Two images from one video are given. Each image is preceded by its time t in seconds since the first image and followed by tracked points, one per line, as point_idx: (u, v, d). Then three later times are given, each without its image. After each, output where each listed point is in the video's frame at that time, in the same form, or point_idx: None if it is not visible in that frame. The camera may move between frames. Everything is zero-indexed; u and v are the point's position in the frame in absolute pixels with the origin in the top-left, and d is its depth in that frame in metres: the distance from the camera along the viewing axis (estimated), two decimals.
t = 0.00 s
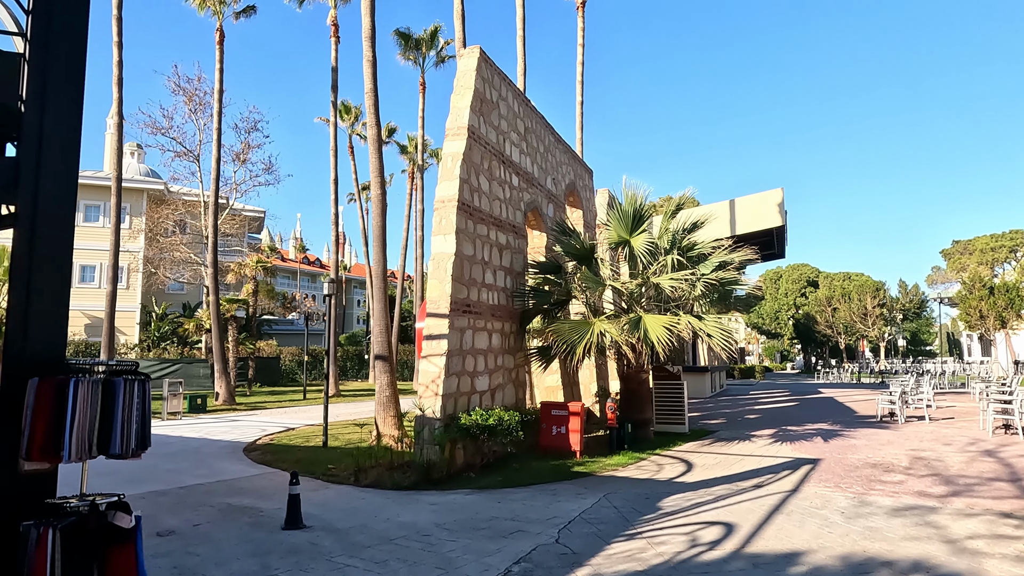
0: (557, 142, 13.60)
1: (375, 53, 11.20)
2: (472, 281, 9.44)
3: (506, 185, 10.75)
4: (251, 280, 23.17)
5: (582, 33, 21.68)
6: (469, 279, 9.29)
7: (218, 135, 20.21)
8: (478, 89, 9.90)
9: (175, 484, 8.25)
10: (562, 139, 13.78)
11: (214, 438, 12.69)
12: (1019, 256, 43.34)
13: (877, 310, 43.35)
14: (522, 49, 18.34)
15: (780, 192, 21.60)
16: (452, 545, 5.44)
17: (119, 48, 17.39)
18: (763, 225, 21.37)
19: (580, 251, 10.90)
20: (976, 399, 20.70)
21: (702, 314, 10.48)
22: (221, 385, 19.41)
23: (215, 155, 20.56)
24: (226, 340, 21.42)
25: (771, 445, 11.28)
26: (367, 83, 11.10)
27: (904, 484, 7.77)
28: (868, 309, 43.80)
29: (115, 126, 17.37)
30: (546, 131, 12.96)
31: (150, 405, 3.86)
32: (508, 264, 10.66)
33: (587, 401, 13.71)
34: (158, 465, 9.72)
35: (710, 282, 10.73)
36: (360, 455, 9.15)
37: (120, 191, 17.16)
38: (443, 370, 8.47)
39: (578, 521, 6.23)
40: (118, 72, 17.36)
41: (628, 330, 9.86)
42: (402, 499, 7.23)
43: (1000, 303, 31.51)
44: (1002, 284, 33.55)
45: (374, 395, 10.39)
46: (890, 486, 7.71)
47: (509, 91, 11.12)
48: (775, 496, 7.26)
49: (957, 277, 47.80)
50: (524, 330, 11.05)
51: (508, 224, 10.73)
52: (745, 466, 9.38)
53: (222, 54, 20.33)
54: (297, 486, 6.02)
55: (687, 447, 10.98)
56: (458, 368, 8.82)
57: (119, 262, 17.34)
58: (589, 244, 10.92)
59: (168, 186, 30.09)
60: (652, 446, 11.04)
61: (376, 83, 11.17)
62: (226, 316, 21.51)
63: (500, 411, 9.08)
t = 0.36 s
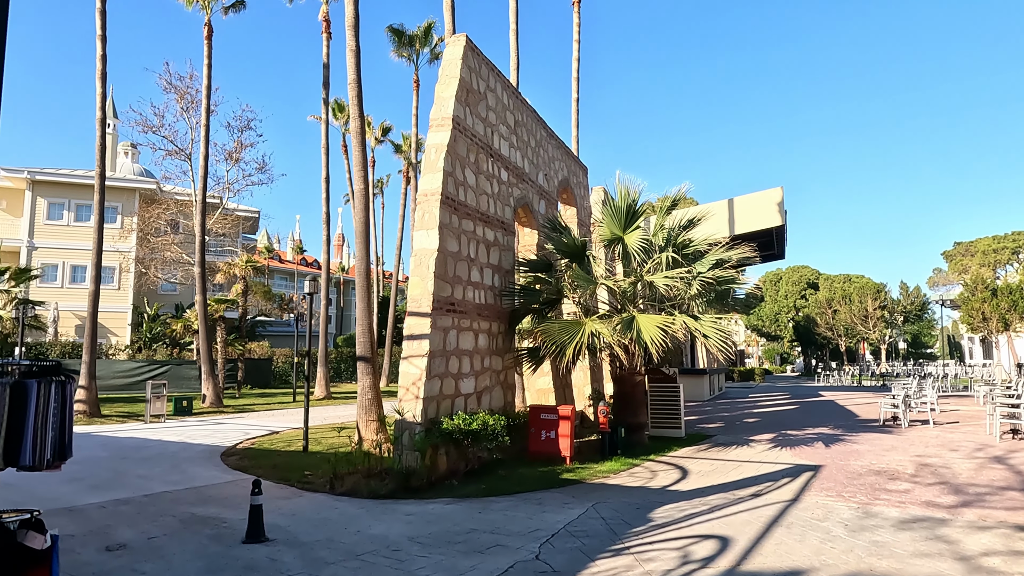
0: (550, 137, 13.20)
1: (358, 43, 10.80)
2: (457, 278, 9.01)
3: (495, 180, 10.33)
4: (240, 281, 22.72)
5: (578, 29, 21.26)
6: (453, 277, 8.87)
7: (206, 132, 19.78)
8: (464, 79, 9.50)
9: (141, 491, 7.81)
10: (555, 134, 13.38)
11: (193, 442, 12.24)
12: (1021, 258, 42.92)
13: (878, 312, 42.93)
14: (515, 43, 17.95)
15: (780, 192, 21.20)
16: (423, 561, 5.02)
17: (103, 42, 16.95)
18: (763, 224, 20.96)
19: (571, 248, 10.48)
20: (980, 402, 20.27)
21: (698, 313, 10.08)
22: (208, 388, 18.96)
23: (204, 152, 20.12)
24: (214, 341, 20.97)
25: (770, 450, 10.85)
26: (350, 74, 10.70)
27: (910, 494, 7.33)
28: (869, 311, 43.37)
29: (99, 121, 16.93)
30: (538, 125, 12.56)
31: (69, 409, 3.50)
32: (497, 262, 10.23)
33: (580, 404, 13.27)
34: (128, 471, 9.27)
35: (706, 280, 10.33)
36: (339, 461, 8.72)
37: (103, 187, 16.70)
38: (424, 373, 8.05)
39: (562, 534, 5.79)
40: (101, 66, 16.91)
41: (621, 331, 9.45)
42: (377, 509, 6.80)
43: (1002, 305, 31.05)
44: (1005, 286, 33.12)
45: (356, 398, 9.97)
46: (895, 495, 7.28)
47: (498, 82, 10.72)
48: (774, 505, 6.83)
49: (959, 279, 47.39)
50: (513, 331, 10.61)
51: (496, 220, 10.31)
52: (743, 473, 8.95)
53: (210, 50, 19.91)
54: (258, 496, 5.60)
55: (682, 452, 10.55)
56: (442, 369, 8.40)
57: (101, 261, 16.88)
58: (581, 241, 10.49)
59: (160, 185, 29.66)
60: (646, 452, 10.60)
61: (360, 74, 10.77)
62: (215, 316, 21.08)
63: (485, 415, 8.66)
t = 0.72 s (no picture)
0: (543, 132, 12.79)
1: (342, 32, 10.39)
2: (442, 277, 8.58)
3: (484, 175, 9.92)
4: (231, 281, 22.29)
5: (575, 24, 20.83)
6: (438, 276, 8.44)
7: (195, 128, 19.36)
8: (451, 69, 9.08)
9: (105, 502, 7.36)
10: (549, 129, 12.97)
11: (173, 447, 11.79)
12: None
13: (880, 313, 42.50)
14: (509, 37, 17.53)
15: (780, 190, 20.79)
16: None
17: (86, 35, 16.52)
18: (763, 223, 20.54)
19: (564, 246, 10.05)
20: (985, 405, 19.85)
21: (695, 314, 9.67)
22: (195, 390, 18.51)
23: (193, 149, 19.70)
24: (203, 342, 20.54)
25: (771, 457, 10.41)
26: (334, 65, 10.32)
27: (920, 506, 6.90)
28: (870, 312, 42.94)
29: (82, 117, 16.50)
30: (530, 119, 12.16)
31: None
32: (485, 260, 9.81)
33: (575, 407, 12.84)
34: (98, 478, 8.81)
35: (703, 279, 9.91)
36: (318, 468, 8.29)
37: (86, 184, 16.27)
38: (405, 377, 7.61)
39: (547, 553, 5.36)
40: (85, 59, 16.49)
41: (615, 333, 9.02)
42: (352, 523, 6.35)
43: (1006, 306, 30.61)
44: (1008, 287, 32.71)
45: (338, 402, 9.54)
46: (904, 508, 6.85)
47: (487, 73, 10.31)
48: (775, 519, 6.39)
49: (961, 279, 46.98)
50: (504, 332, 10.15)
51: (485, 217, 9.88)
52: (743, 482, 8.52)
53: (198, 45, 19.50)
54: (218, 512, 5.15)
55: (680, 459, 10.10)
56: (425, 372, 7.97)
57: (84, 259, 16.43)
58: (573, 239, 10.06)
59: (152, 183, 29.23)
60: (641, 458, 10.18)
61: (344, 66, 10.39)
62: (204, 317, 20.64)
63: (468, 420, 8.25)
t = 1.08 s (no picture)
0: (536, 126, 12.42)
1: (325, 21, 10.03)
2: (426, 274, 8.18)
3: (472, 168, 9.53)
4: (221, 281, 21.91)
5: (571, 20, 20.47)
6: (422, 273, 8.04)
7: (184, 126, 19.00)
8: (436, 57, 8.70)
9: (65, 511, 6.96)
10: (542, 123, 12.60)
11: (152, 451, 11.40)
12: None
13: (882, 315, 42.09)
14: (503, 32, 17.18)
15: (781, 189, 20.41)
16: None
17: (70, 30, 16.17)
18: (763, 223, 20.17)
19: (555, 242, 9.63)
20: (990, 409, 19.43)
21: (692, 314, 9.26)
22: (183, 392, 18.12)
23: (182, 147, 19.35)
24: (192, 343, 20.17)
25: (771, 463, 10.01)
26: (317, 55, 10.02)
27: (928, 517, 6.50)
28: (872, 314, 42.53)
29: (66, 113, 16.13)
30: (522, 112, 11.77)
31: None
32: (473, 258, 9.41)
33: (570, 410, 12.49)
34: (65, 485, 8.40)
35: (700, 277, 9.49)
36: (294, 474, 7.89)
37: (70, 181, 15.89)
38: (385, 379, 7.21)
39: (527, 569, 4.96)
40: (68, 54, 16.13)
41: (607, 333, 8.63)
42: (322, 535, 5.95)
43: (1011, 308, 30.18)
44: (1012, 288, 32.31)
45: (320, 406, 9.16)
46: (911, 519, 6.44)
47: (476, 63, 9.93)
48: (775, 531, 5.98)
49: (964, 281, 46.57)
50: (493, 332, 9.73)
51: (474, 212, 9.48)
52: (741, 490, 8.11)
53: (188, 40, 19.16)
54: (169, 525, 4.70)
55: (676, 465, 9.69)
56: (406, 374, 7.57)
57: (68, 259, 16.05)
58: (565, 235, 9.68)
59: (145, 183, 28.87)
60: (636, 464, 9.77)
61: (327, 55, 10.03)
62: (193, 317, 20.26)
63: (451, 425, 7.84)
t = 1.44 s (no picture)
0: (528, 120, 12.02)
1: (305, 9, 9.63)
2: (408, 272, 7.75)
3: (458, 161, 9.11)
4: (211, 282, 21.50)
5: (567, 15, 20.09)
6: (403, 270, 7.62)
7: (172, 123, 18.61)
8: (420, 44, 8.30)
9: (20, 523, 6.53)
10: (535, 118, 12.20)
11: (129, 456, 10.97)
12: None
13: (884, 317, 41.62)
14: (497, 26, 16.78)
15: (782, 187, 20.01)
16: None
17: (53, 24, 15.78)
18: (763, 222, 19.76)
19: (545, 238, 9.21)
20: (996, 411, 18.99)
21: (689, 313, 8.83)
22: (170, 395, 17.70)
23: (170, 145, 18.94)
24: (181, 345, 19.75)
25: (772, 469, 9.57)
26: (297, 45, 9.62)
27: (940, 530, 6.08)
28: (874, 316, 42.05)
29: (49, 109, 15.73)
30: (513, 105, 11.36)
31: None
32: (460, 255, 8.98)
33: (563, 414, 12.09)
34: (28, 494, 7.98)
35: (697, 275, 9.06)
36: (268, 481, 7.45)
37: (52, 179, 15.48)
38: (361, 382, 6.78)
39: None
40: (51, 49, 15.73)
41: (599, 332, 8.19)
42: (288, 550, 5.51)
43: (1016, 309, 29.71)
44: (1017, 289, 31.85)
45: (300, 410, 8.74)
46: (923, 532, 6.00)
47: (464, 52, 9.52)
48: (775, 546, 5.56)
49: (967, 282, 46.12)
50: (481, 332, 9.30)
51: (460, 207, 9.06)
52: (740, 499, 7.68)
53: (176, 36, 18.77)
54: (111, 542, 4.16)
55: (672, 471, 9.26)
56: (385, 377, 7.14)
57: (50, 258, 15.64)
58: (556, 231, 9.26)
59: (137, 183, 28.47)
60: (630, 470, 9.34)
61: (307, 45, 9.64)
62: (182, 319, 19.85)
63: (432, 431, 7.41)
